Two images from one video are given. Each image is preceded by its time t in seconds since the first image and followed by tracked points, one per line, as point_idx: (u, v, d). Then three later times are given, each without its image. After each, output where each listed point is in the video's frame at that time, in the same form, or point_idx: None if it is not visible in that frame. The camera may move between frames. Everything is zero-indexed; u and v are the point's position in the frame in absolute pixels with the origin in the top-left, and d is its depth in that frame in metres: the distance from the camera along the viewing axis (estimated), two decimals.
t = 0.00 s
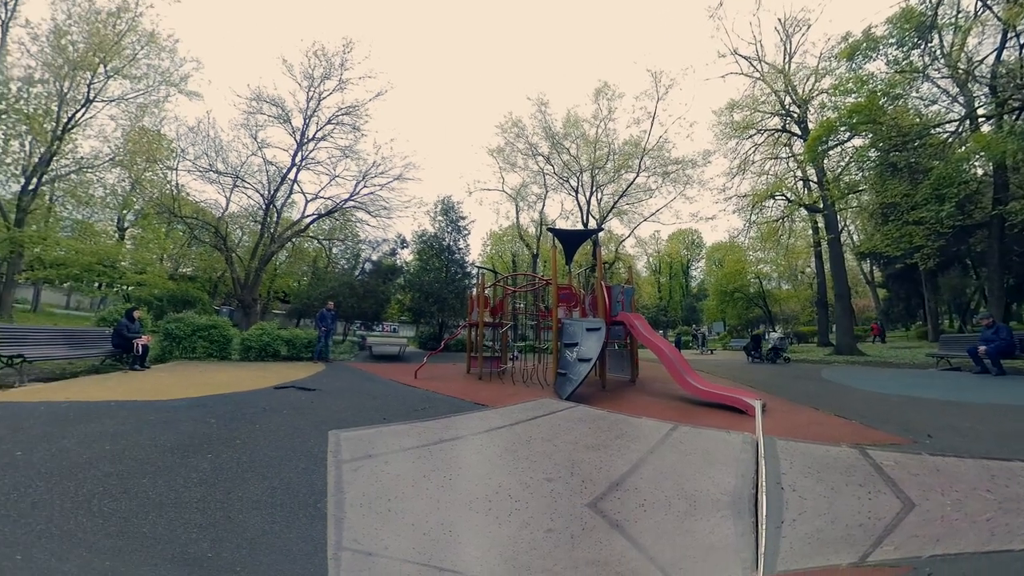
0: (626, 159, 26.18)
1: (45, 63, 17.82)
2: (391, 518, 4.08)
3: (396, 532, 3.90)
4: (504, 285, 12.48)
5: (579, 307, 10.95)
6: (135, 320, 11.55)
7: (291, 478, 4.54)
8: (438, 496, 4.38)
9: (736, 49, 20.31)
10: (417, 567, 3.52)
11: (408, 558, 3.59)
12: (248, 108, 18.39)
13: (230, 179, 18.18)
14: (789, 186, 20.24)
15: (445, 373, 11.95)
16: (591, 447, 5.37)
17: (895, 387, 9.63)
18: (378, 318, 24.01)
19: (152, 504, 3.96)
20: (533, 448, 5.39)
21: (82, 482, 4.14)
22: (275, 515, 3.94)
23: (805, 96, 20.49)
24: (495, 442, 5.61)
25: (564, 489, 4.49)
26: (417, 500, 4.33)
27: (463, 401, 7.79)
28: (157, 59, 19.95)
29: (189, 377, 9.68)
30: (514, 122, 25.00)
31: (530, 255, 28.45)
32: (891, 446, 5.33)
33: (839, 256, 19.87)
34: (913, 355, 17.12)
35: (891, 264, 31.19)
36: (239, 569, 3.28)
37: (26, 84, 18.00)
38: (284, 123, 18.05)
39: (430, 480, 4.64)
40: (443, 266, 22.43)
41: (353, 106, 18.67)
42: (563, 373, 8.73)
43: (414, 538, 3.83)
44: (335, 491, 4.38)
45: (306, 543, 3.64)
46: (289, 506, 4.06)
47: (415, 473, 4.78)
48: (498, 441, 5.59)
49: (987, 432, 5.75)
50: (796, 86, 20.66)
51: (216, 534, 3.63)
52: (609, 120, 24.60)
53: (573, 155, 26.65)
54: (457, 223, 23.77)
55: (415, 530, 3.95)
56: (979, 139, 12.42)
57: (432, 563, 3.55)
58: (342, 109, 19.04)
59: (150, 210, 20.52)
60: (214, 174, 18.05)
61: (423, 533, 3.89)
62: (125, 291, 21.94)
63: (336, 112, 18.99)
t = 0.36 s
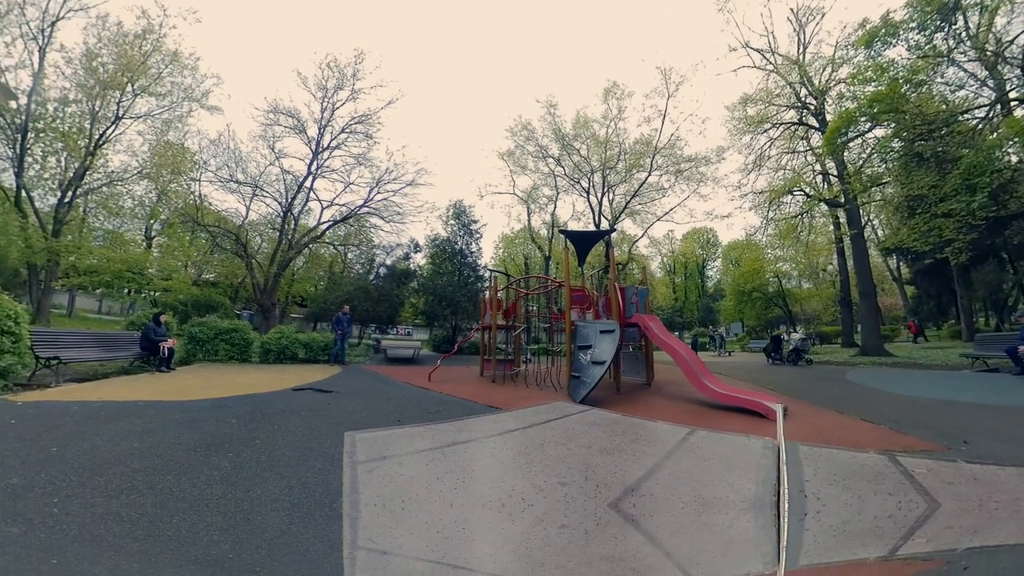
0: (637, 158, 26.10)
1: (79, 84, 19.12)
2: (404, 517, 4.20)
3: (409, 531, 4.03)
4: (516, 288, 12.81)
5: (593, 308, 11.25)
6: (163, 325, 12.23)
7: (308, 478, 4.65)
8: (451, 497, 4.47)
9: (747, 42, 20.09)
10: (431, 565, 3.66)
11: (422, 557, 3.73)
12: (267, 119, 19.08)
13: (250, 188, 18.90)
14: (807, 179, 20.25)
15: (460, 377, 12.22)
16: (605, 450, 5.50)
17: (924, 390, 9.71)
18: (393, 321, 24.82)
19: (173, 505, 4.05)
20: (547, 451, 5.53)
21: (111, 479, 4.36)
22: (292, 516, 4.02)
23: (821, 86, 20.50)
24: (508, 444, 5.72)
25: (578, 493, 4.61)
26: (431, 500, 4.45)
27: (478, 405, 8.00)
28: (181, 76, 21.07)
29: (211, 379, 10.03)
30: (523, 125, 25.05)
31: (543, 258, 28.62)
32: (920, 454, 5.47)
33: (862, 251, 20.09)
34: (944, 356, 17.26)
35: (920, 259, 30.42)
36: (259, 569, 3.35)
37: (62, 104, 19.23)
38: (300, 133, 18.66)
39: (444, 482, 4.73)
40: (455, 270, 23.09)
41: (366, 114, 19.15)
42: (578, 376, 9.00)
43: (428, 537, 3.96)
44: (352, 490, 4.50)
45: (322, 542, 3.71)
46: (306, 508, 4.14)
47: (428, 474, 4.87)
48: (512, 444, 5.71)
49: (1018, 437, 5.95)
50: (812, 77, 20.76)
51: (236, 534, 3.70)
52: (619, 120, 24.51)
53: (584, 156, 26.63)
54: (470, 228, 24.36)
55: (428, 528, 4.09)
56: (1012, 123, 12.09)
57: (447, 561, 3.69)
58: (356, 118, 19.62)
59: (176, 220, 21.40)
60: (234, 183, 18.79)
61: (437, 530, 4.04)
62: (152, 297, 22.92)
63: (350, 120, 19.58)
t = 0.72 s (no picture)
0: (649, 157, 25.76)
1: (109, 102, 20.16)
2: (418, 517, 4.35)
3: (422, 531, 4.17)
4: (529, 291, 13.22)
5: (607, 311, 11.51)
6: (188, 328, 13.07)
7: (324, 478, 4.79)
8: (462, 500, 4.61)
9: (759, 35, 19.67)
10: (445, 563, 3.85)
11: (435, 554, 3.93)
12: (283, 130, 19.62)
13: (268, 197, 19.55)
14: (827, 172, 19.88)
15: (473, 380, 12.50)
16: (618, 456, 5.87)
17: (955, 393, 9.83)
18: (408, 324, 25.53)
19: (195, 509, 4.14)
20: (560, 455, 5.82)
21: (138, 477, 4.56)
22: (309, 515, 4.13)
23: (839, 77, 20.11)
24: (522, 448, 5.95)
25: (592, 499, 4.88)
26: (445, 502, 4.60)
27: (492, 408, 8.27)
28: (202, 93, 22.14)
29: (232, 381, 10.44)
30: (533, 127, 25.03)
31: (555, 260, 28.56)
32: (949, 462, 5.65)
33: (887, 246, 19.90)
34: (981, 355, 16.55)
35: (952, 253, 29.21)
36: (277, 569, 3.43)
37: (94, 122, 20.45)
38: (315, 143, 19.21)
39: (457, 485, 4.87)
40: (468, 273, 23.96)
41: (378, 122, 19.61)
42: (592, 379, 9.26)
43: (442, 536, 4.13)
44: (367, 489, 4.66)
45: (337, 542, 3.79)
46: (321, 508, 4.24)
47: (442, 477, 5.02)
48: (525, 448, 5.93)
49: None
50: (830, 66, 20.42)
51: (255, 535, 3.79)
52: (630, 119, 24.24)
53: (594, 157, 26.44)
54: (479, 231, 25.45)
55: (442, 527, 4.27)
56: None
57: (462, 560, 3.85)
58: (368, 126, 20.00)
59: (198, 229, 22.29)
60: (254, 194, 19.42)
61: (452, 530, 4.21)
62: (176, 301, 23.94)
63: (363, 129, 19.97)
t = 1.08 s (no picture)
0: (661, 155, 25.37)
1: (136, 119, 21.32)
2: (435, 516, 4.66)
3: (437, 529, 4.46)
4: (542, 293, 13.33)
5: (621, 312, 11.53)
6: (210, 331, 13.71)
7: (340, 479, 5.02)
8: (476, 503, 4.91)
9: (771, 26, 19.26)
10: (459, 559, 4.08)
11: (449, 552, 4.13)
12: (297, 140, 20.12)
13: (286, 206, 20.14)
14: (847, 165, 19.18)
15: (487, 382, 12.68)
16: (634, 459, 6.10)
17: (989, 396, 9.74)
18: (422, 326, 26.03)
19: (216, 511, 4.31)
20: (574, 460, 6.06)
21: (161, 474, 4.90)
22: (326, 516, 4.33)
23: (856, 65, 19.51)
24: (536, 452, 6.26)
25: (606, 503, 5.06)
26: (460, 505, 4.89)
27: (506, 411, 8.48)
28: (222, 107, 23.00)
29: (254, 383, 10.92)
30: (542, 129, 24.98)
31: (567, 262, 28.28)
32: (973, 471, 5.70)
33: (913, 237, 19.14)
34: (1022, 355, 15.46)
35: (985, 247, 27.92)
36: (295, 568, 3.54)
37: (124, 138, 21.62)
38: (330, 152, 19.72)
39: (472, 489, 5.18)
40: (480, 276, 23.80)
41: (390, 130, 20.06)
42: (605, 381, 9.35)
43: (455, 534, 4.40)
44: (379, 493, 4.83)
45: (353, 541, 3.96)
46: (337, 508, 4.44)
47: (457, 482, 5.32)
48: (539, 452, 6.24)
49: None
50: (846, 55, 19.76)
51: (274, 535, 3.94)
52: (639, 117, 23.92)
53: (605, 157, 26.14)
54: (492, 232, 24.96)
55: (455, 524, 4.56)
56: None
57: (476, 557, 4.10)
58: (381, 134, 20.40)
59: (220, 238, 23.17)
60: (272, 202, 20.02)
61: (466, 527, 4.52)
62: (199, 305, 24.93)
63: (376, 136, 20.35)
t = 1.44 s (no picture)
0: (673, 153, 24.93)
1: (161, 134, 22.75)
2: (449, 514, 4.71)
3: (450, 526, 4.52)
4: (554, 296, 13.24)
5: (635, 313, 11.37)
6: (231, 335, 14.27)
7: (355, 480, 5.12)
8: (490, 504, 4.93)
9: (782, 15, 18.60)
10: (473, 556, 4.14)
11: (462, 549, 4.20)
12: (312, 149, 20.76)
13: (301, 213, 20.73)
14: (868, 156, 18.41)
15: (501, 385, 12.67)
16: (650, 464, 5.98)
17: None
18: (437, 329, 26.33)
19: (236, 513, 4.43)
20: (588, 464, 6.01)
21: (186, 472, 5.16)
22: (341, 516, 4.42)
23: (874, 52, 18.80)
24: (549, 455, 6.23)
25: (621, 507, 5.02)
26: (473, 504, 4.92)
27: (519, 414, 8.45)
28: (241, 121, 23.99)
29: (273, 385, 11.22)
30: (551, 131, 24.91)
31: (579, 263, 27.91)
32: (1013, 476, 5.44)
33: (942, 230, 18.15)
34: None
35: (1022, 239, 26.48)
36: (312, 568, 3.62)
37: (149, 152, 23.17)
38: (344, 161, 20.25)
39: (485, 490, 5.21)
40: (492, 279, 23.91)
41: (401, 136, 20.54)
42: (620, 385, 9.23)
43: (468, 531, 4.44)
44: (393, 494, 4.90)
45: (367, 540, 4.05)
46: (352, 507, 4.54)
47: (470, 483, 5.35)
48: (553, 455, 6.20)
49: None
50: (862, 42, 19.03)
51: (292, 535, 4.04)
52: (649, 115, 23.62)
53: (616, 157, 25.85)
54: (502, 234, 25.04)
55: (467, 522, 4.60)
56: None
57: (489, 554, 4.16)
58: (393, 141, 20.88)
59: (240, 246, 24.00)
60: (289, 211, 20.64)
61: (480, 525, 4.57)
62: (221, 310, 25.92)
63: (388, 144, 20.87)
